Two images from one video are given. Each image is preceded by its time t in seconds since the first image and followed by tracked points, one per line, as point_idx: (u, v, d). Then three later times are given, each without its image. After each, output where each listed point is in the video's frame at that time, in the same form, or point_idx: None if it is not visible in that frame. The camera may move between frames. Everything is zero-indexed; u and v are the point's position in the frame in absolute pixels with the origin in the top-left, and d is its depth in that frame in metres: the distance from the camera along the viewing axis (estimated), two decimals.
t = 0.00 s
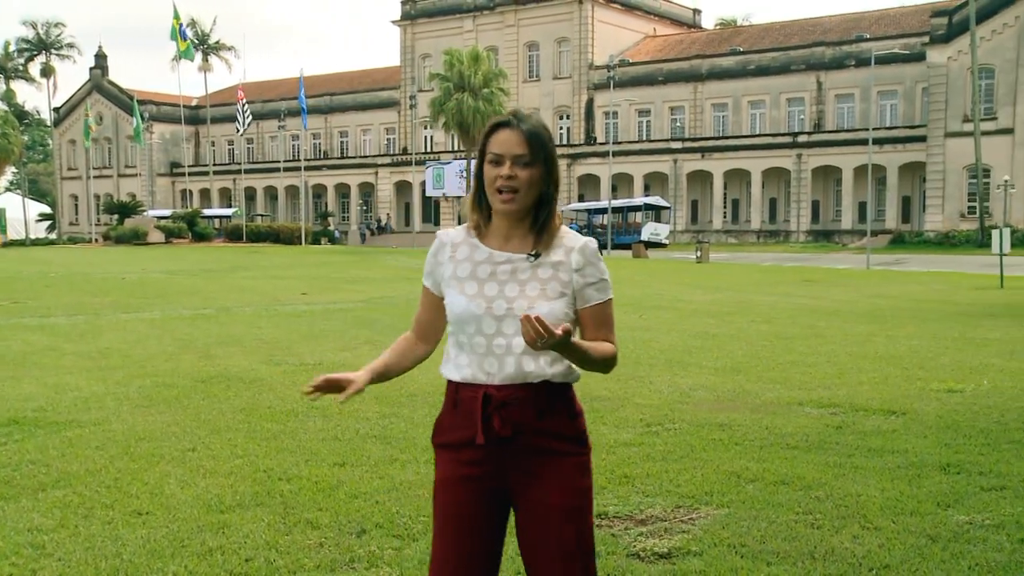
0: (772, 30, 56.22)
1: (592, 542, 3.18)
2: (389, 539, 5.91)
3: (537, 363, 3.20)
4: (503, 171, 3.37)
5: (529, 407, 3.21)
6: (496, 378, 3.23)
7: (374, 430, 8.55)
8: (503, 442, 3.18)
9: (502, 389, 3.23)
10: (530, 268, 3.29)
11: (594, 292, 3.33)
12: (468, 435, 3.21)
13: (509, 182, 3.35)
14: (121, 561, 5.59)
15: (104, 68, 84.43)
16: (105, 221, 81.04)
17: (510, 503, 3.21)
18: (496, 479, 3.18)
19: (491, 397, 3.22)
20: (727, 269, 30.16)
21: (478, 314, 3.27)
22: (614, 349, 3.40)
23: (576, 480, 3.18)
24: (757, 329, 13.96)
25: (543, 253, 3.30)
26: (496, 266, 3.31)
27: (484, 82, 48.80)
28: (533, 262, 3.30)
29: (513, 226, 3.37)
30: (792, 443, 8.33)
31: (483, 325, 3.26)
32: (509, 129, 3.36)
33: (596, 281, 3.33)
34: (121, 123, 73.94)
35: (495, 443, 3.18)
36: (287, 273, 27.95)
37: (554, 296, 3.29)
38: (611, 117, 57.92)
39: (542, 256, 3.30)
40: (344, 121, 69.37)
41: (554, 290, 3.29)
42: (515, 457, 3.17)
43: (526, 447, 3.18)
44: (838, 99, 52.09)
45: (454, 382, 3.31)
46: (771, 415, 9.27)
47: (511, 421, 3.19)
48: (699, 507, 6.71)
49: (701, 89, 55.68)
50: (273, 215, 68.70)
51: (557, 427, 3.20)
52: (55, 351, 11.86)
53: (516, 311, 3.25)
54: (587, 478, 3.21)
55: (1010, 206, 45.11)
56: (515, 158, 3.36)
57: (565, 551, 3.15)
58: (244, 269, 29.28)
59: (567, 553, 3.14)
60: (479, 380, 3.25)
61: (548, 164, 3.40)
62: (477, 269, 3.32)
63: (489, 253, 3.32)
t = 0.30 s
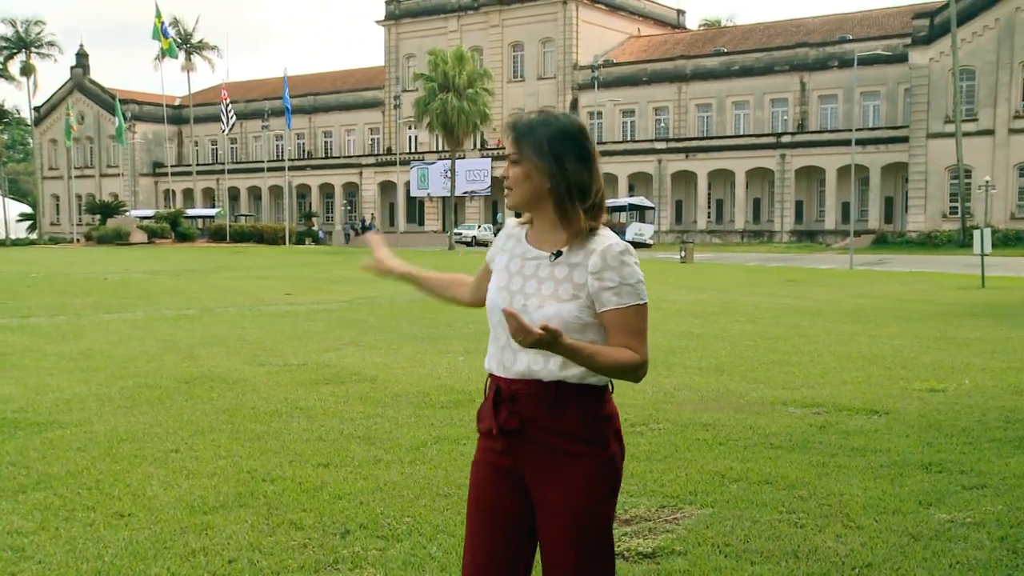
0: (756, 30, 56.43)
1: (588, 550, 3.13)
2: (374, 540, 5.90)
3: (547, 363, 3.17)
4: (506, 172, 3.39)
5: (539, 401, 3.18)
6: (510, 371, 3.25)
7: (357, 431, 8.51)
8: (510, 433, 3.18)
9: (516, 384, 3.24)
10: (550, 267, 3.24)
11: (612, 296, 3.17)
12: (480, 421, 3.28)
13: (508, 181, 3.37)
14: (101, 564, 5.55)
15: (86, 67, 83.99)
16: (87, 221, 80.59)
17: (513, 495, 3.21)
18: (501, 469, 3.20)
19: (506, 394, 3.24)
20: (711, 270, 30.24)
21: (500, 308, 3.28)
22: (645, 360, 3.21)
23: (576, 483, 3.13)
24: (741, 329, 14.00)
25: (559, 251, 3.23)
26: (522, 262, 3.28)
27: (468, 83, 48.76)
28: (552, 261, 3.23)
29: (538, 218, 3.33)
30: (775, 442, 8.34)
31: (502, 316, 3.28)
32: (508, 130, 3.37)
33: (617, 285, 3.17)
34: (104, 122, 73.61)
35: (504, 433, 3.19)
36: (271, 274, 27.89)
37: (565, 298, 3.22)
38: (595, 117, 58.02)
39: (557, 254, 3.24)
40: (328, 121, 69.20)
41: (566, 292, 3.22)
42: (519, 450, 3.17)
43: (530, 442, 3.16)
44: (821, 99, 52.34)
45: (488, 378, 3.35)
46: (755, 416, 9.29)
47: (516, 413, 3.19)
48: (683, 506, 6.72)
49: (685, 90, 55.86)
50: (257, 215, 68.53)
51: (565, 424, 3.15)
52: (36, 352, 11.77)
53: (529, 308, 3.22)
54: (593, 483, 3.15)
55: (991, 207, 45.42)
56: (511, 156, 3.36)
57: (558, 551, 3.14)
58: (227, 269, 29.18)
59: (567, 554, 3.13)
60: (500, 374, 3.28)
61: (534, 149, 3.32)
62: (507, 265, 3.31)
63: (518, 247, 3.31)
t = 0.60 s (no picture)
0: (742, 31, 56.59)
1: (551, 550, 3.17)
2: (361, 540, 5.88)
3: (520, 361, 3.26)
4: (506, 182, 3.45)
5: (517, 394, 3.26)
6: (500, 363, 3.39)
7: (343, 432, 8.49)
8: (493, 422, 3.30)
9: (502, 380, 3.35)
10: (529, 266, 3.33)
11: (572, 297, 3.17)
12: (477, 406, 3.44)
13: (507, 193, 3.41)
14: (86, 565, 5.52)
15: (71, 66, 83.56)
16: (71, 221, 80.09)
17: (495, 485, 3.33)
18: (486, 463, 3.34)
19: (491, 392, 3.35)
20: (698, 270, 30.32)
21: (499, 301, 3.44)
22: (610, 369, 3.14)
23: (540, 479, 3.19)
24: (726, 329, 14.05)
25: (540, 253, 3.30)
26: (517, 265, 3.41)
27: (455, 83, 48.70)
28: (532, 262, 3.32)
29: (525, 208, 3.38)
30: (761, 443, 8.36)
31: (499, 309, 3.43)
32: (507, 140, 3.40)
33: (578, 286, 3.16)
34: (88, 122, 73.19)
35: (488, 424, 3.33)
36: (256, 274, 27.77)
37: (537, 297, 3.28)
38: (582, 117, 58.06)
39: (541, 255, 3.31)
40: (314, 121, 68.99)
41: (537, 293, 3.28)
42: (502, 445, 3.28)
43: (506, 433, 3.27)
44: (807, 100, 52.48)
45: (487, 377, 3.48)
46: (742, 415, 9.30)
47: (496, 403, 3.30)
48: (670, 506, 6.72)
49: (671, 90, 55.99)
50: (243, 215, 68.32)
51: (535, 420, 3.21)
52: (19, 353, 11.70)
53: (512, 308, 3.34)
54: (562, 482, 3.19)
55: (977, 207, 45.66)
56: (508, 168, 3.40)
57: (533, 548, 3.19)
58: (212, 270, 29.07)
59: (545, 550, 3.17)
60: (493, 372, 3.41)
61: (521, 140, 3.36)
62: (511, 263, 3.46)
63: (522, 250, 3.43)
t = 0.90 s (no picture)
0: (732, 31, 56.70)
1: (533, 548, 3.16)
2: (351, 541, 5.87)
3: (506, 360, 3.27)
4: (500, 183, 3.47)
5: (505, 394, 3.27)
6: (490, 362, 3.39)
7: (334, 432, 8.48)
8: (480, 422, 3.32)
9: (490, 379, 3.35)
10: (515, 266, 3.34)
11: (554, 297, 3.16)
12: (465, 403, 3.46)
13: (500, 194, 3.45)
14: (75, 567, 5.50)
15: (60, 66, 83.19)
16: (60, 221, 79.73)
17: (484, 482, 3.34)
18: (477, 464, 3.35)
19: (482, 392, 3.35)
20: (689, 269, 30.36)
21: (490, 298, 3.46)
22: (589, 369, 3.14)
23: (527, 480, 3.18)
24: (717, 329, 14.09)
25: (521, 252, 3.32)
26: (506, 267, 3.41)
27: (446, 83, 48.67)
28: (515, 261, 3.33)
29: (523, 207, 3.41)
30: (752, 442, 8.37)
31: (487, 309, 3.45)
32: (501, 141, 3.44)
33: (559, 287, 3.16)
34: (77, 122, 72.91)
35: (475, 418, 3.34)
36: (246, 275, 27.72)
37: (522, 296, 3.27)
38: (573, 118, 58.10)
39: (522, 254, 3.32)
40: (305, 121, 68.87)
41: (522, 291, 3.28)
42: (492, 446, 3.28)
43: (495, 434, 3.28)
44: (798, 100, 52.61)
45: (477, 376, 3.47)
46: (733, 415, 9.31)
47: (485, 403, 3.30)
48: (661, 506, 6.72)
49: (662, 91, 56.08)
50: (234, 215, 68.16)
51: (524, 421, 3.21)
52: (8, 354, 11.65)
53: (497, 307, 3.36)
54: (550, 483, 3.18)
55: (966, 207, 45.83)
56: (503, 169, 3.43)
57: (524, 547, 3.18)
58: (201, 270, 28.99)
59: (535, 550, 3.16)
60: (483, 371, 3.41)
61: (515, 145, 3.39)
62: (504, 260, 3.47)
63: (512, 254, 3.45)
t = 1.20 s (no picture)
0: (726, 32, 56.81)
1: (544, 551, 3.13)
2: (344, 541, 5.86)
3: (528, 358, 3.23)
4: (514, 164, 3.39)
5: (517, 397, 3.25)
6: (497, 367, 3.34)
7: (327, 432, 8.48)
8: (487, 425, 3.27)
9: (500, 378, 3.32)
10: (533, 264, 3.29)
11: (589, 292, 3.16)
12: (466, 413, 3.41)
13: (518, 175, 3.36)
14: (67, 568, 5.47)
15: (51, 65, 82.80)
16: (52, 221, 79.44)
17: (485, 488, 3.29)
18: (480, 462, 3.30)
19: (494, 392, 3.31)
20: (683, 270, 30.39)
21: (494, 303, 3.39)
22: (626, 362, 3.16)
23: (538, 479, 3.15)
24: (710, 329, 14.11)
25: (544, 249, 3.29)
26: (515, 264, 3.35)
27: (439, 83, 48.62)
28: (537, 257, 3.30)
29: (538, 214, 3.37)
30: (745, 442, 8.38)
31: (499, 310, 3.36)
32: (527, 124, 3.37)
33: (595, 280, 3.16)
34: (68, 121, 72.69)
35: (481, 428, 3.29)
36: (238, 275, 27.66)
37: (545, 294, 3.25)
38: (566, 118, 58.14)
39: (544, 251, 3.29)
40: (298, 121, 68.73)
41: (546, 289, 3.25)
42: (500, 445, 3.24)
43: (504, 437, 3.23)
44: (791, 100, 52.66)
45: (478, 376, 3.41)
46: (725, 415, 9.32)
47: (495, 406, 3.28)
48: (654, 506, 6.73)
49: (655, 91, 56.13)
50: (227, 215, 68.02)
51: (539, 423, 3.19)
52: None
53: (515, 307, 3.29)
54: (560, 483, 3.16)
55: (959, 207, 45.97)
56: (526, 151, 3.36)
57: (532, 546, 3.14)
58: (194, 270, 28.92)
59: (541, 550, 3.13)
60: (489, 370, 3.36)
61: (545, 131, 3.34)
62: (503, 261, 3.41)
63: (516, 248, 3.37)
